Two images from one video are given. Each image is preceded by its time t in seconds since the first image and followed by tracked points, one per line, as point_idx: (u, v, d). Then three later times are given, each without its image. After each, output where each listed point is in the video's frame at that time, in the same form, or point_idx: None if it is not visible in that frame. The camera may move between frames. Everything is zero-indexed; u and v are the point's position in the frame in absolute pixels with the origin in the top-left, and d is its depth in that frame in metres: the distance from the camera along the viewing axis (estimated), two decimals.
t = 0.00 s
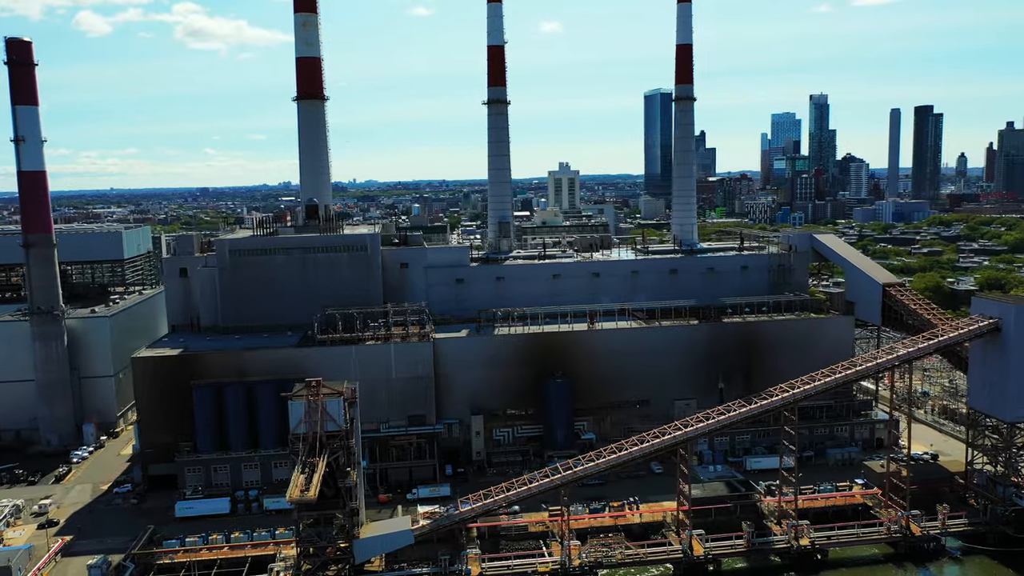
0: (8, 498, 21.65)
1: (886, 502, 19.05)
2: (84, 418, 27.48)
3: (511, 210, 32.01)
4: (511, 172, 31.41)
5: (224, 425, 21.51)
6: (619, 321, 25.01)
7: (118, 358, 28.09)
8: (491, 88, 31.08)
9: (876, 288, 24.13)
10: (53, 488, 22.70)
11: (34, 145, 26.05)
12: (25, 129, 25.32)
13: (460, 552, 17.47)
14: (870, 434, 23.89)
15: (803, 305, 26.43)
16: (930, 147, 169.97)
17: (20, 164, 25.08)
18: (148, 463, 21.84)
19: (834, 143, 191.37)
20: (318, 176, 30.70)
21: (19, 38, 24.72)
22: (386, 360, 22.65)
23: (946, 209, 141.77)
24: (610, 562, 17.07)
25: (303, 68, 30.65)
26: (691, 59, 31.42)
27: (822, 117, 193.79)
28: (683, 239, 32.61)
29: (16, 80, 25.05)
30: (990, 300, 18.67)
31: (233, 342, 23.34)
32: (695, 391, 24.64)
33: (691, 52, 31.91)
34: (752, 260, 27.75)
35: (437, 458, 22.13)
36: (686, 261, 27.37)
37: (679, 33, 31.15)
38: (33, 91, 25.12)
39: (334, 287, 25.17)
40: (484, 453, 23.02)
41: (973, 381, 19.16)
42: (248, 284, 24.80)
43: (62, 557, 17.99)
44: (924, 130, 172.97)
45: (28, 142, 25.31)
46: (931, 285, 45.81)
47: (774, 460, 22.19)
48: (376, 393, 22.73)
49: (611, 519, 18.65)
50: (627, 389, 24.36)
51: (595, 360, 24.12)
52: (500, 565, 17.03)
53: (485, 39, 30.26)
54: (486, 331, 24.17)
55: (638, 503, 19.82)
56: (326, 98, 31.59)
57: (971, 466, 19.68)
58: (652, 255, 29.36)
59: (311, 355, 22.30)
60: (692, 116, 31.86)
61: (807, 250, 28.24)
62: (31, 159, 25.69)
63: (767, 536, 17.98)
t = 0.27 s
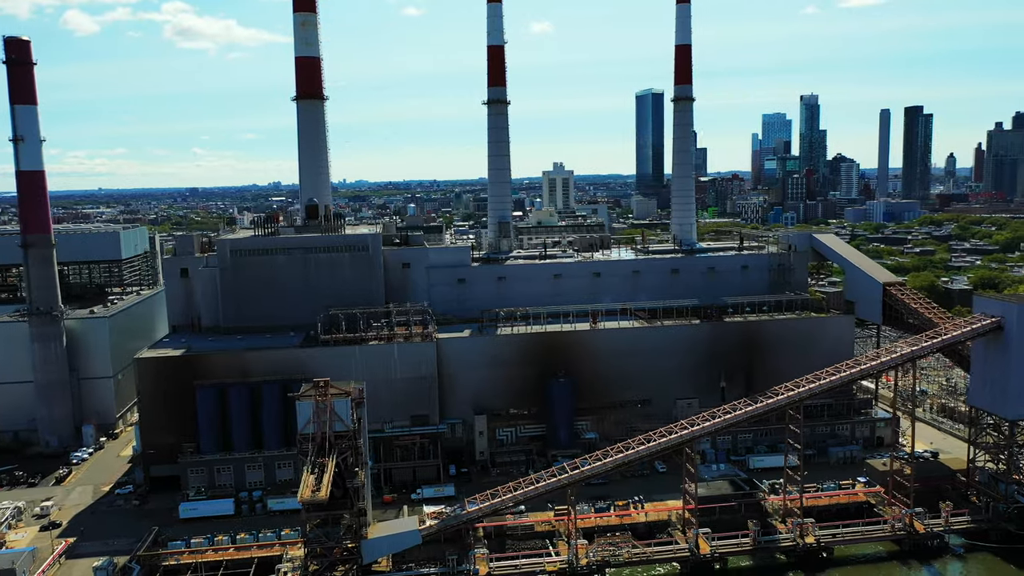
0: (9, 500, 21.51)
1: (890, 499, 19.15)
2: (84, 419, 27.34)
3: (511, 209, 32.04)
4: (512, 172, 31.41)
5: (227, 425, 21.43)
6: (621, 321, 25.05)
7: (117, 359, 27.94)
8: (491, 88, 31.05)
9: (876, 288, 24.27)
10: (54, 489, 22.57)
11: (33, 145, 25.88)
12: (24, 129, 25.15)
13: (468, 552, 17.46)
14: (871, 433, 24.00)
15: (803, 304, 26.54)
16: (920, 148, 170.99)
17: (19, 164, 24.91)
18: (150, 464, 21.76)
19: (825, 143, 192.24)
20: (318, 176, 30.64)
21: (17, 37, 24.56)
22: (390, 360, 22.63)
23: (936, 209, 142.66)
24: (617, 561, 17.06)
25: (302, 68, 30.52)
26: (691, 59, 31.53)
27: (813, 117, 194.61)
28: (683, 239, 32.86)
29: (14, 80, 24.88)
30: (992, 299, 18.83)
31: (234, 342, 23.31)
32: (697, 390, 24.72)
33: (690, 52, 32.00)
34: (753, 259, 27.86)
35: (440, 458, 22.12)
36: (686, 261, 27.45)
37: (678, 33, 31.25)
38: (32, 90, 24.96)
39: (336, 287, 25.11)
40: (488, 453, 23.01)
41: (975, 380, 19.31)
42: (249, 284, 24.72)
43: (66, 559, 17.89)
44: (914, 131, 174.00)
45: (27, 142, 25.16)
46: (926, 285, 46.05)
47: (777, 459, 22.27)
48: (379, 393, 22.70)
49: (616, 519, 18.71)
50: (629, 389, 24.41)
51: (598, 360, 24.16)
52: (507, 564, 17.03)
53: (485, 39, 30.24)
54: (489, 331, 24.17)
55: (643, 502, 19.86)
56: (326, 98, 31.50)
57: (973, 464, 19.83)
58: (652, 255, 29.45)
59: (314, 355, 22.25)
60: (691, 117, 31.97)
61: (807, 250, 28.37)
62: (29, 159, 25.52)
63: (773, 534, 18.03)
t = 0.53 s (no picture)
0: (10, 503, 21.34)
1: (893, 497, 19.27)
2: (82, 421, 27.16)
3: (511, 210, 32.06)
4: (512, 172, 31.41)
5: (231, 426, 21.37)
6: (623, 321, 25.10)
7: (116, 360, 27.77)
8: (491, 88, 31.05)
9: (877, 287, 24.42)
10: (55, 492, 22.40)
11: (32, 145, 25.70)
12: (23, 129, 24.98)
13: (475, 552, 17.46)
14: (872, 431, 24.13)
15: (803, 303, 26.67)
16: (910, 148, 171.96)
17: (18, 164, 24.73)
18: (152, 465, 21.65)
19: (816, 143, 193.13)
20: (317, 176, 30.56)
21: (16, 36, 24.38)
22: (393, 360, 22.61)
23: (926, 209, 143.52)
24: (625, 560, 17.11)
25: (301, 68, 30.42)
26: (689, 60, 31.64)
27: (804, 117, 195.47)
28: (683, 239, 33.07)
29: (12, 79, 24.69)
30: (994, 299, 19.00)
31: (236, 343, 23.28)
32: (699, 389, 24.81)
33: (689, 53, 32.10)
34: (753, 259, 27.97)
35: (444, 458, 22.10)
36: (687, 261, 27.53)
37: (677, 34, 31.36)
38: (30, 90, 24.79)
39: (338, 288, 25.05)
40: (491, 453, 23.00)
41: (977, 378, 19.47)
42: (251, 284, 24.64)
43: (71, 562, 17.78)
44: (904, 131, 174.97)
45: (25, 142, 24.98)
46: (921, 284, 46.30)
47: (779, 458, 22.37)
48: (382, 394, 22.68)
49: (622, 518, 18.76)
50: (632, 388, 24.46)
51: (601, 360, 24.20)
52: (515, 564, 17.03)
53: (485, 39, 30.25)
54: (492, 331, 24.17)
55: (648, 501, 19.91)
56: (325, 98, 31.41)
57: (975, 462, 19.99)
58: (652, 254, 29.53)
59: (317, 356, 22.21)
60: (690, 117, 32.09)
61: (806, 249, 28.50)
62: (28, 159, 25.35)
63: (779, 533, 18.12)
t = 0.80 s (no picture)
0: (10, 505, 21.21)
1: (896, 496, 19.38)
2: (81, 422, 26.99)
3: (511, 209, 32.07)
4: (512, 172, 31.42)
5: (235, 427, 21.33)
6: (625, 320, 25.18)
7: (115, 361, 27.62)
8: (491, 88, 31.03)
9: (877, 287, 24.58)
10: (55, 493, 22.27)
11: (30, 145, 25.51)
12: (21, 129, 24.79)
13: (482, 552, 17.46)
14: (872, 430, 24.27)
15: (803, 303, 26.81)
16: (900, 148, 172.91)
17: (17, 164, 24.56)
18: (155, 467, 21.56)
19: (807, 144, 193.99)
20: (317, 175, 30.48)
21: (13, 35, 24.15)
22: (396, 360, 22.58)
23: (917, 209, 144.36)
24: (632, 559, 17.13)
25: (300, 68, 30.30)
26: (689, 60, 31.72)
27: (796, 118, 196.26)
28: (682, 239, 33.24)
29: (10, 79, 24.49)
30: (996, 298, 19.14)
31: (238, 344, 23.24)
32: (700, 389, 24.90)
33: (688, 53, 32.19)
34: (753, 259, 28.09)
35: (448, 458, 22.10)
36: (687, 260, 27.61)
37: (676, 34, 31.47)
38: (29, 89, 24.60)
39: (340, 288, 24.99)
40: (494, 453, 23.00)
41: (979, 376, 19.64)
42: (252, 285, 24.55)
43: (75, 564, 17.68)
44: (894, 132, 175.89)
45: (24, 142, 24.83)
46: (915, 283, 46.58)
47: (781, 457, 22.48)
48: (385, 394, 22.66)
49: (628, 517, 18.82)
50: (634, 388, 24.53)
51: (603, 359, 24.25)
52: (523, 564, 17.05)
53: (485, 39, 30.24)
54: (494, 331, 24.18)
55: (653, 500, 19.96)
56: (324, 98, 31.32)
57: (976, 460, 20.15)
58: (652, 254, 29.61)
59: (321, 356, 22.15)
60: (689, 117, 32.19)
61: (805, 249, 28.63)
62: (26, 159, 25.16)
63: (784, 531, 18.20)
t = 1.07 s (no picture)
0: (11, 506, 21.07)
1: (899, 493, 19.53)
2: (80, 423, 26.84)
3: (511, 209, 32.09)
4: (512, 172, 31.43)
5: (238, 427, 21.27)
6: (627, 320, 25.26)
7: (113, 361, 27.47)
8: (491, 88, 31.03)
9: (877, 286, 24.75)
10: (56, 495, 22.14)
11: (30, 144, 25.32)
12: (21, 128, 24.59)
13: (489, 551, 17.48)
14: (872, 428, 24.42)
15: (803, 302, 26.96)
16: (890, 148, 173.81)
17: (16, 163, 24.38)
18: (157, 468, 21.47)
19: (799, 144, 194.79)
20: (316, 175, 30.41)
21: (12, 33, 23.91)
22: (399, 360, 22.58)
23: (907, 209, 145.18)
24: (639, 557, 17.17)
25: (299, 67, 30.19)
26: (688, 60, 31.83)
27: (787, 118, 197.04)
28: (680, 239, 33.38)
29: (9, 77, 24.26)
30: (998, 297, 19.31)
31: (240, 344, 23.18)
32: (702, 388, 25.00)
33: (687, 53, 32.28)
34: (752, 258, 28.24)
35: (451, 458, 22.11)
36: (688, 260, 27.70)
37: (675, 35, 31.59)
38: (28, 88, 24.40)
39: (341, 289, 24.94)
40: (497, 453, 23.02)
41: (980, 375, 19.81)
42: (254, 285, 24.47)
43: (80, 565, 17.58)
44: (885, 132, 176.78)
45: (23, 142, 24.67)
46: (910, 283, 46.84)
47: (783, 455, 22.60)
48: (388, 394, 22.64)
49: (633, 516, 18.89)
50: (636, 387, 24.60)
51: (605, 358, 24.31)
52: (530, 563, 17.08)
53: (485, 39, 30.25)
54: (497, 331, 24.20)
55: (657, 498, 20.02)
56: (324, 97, 31.24)
57: (977, 457, 20.32)
58: (652, 254, 29.70)
59: (324, 356, 22.12)
60: (688, 117, 32.30)
61: (804, 248, 28.76)
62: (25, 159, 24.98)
63: (789, 529, 18.31)
